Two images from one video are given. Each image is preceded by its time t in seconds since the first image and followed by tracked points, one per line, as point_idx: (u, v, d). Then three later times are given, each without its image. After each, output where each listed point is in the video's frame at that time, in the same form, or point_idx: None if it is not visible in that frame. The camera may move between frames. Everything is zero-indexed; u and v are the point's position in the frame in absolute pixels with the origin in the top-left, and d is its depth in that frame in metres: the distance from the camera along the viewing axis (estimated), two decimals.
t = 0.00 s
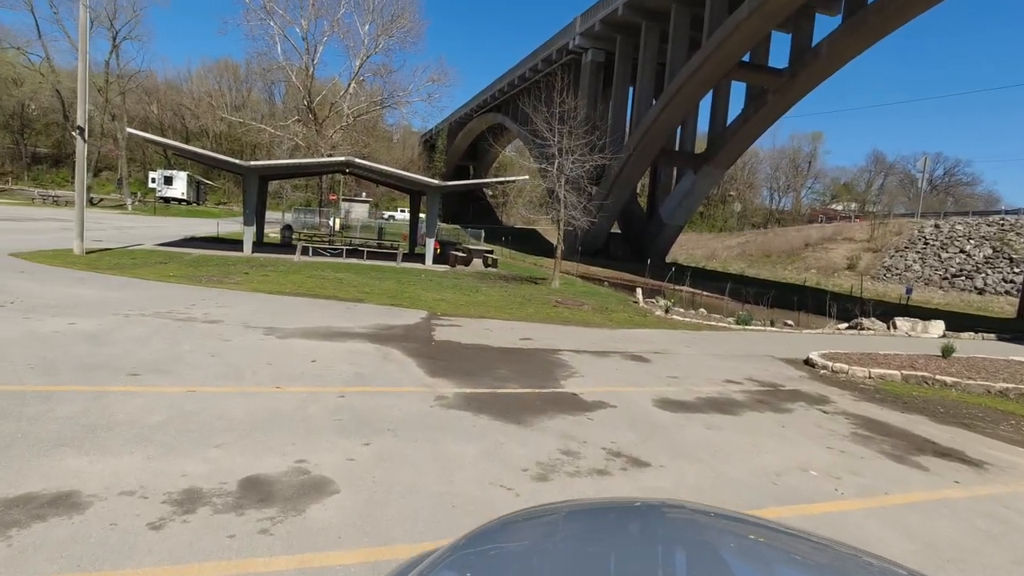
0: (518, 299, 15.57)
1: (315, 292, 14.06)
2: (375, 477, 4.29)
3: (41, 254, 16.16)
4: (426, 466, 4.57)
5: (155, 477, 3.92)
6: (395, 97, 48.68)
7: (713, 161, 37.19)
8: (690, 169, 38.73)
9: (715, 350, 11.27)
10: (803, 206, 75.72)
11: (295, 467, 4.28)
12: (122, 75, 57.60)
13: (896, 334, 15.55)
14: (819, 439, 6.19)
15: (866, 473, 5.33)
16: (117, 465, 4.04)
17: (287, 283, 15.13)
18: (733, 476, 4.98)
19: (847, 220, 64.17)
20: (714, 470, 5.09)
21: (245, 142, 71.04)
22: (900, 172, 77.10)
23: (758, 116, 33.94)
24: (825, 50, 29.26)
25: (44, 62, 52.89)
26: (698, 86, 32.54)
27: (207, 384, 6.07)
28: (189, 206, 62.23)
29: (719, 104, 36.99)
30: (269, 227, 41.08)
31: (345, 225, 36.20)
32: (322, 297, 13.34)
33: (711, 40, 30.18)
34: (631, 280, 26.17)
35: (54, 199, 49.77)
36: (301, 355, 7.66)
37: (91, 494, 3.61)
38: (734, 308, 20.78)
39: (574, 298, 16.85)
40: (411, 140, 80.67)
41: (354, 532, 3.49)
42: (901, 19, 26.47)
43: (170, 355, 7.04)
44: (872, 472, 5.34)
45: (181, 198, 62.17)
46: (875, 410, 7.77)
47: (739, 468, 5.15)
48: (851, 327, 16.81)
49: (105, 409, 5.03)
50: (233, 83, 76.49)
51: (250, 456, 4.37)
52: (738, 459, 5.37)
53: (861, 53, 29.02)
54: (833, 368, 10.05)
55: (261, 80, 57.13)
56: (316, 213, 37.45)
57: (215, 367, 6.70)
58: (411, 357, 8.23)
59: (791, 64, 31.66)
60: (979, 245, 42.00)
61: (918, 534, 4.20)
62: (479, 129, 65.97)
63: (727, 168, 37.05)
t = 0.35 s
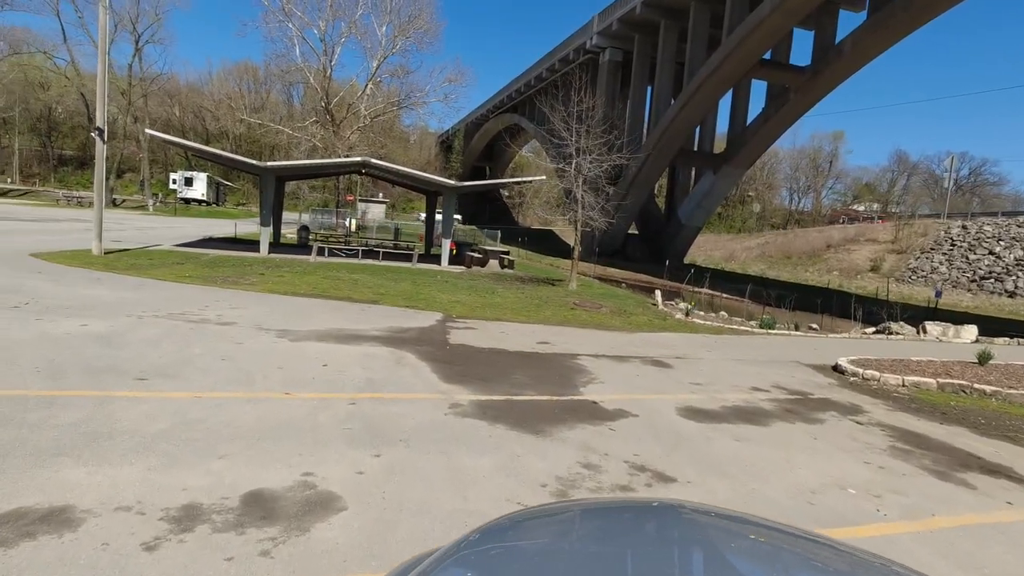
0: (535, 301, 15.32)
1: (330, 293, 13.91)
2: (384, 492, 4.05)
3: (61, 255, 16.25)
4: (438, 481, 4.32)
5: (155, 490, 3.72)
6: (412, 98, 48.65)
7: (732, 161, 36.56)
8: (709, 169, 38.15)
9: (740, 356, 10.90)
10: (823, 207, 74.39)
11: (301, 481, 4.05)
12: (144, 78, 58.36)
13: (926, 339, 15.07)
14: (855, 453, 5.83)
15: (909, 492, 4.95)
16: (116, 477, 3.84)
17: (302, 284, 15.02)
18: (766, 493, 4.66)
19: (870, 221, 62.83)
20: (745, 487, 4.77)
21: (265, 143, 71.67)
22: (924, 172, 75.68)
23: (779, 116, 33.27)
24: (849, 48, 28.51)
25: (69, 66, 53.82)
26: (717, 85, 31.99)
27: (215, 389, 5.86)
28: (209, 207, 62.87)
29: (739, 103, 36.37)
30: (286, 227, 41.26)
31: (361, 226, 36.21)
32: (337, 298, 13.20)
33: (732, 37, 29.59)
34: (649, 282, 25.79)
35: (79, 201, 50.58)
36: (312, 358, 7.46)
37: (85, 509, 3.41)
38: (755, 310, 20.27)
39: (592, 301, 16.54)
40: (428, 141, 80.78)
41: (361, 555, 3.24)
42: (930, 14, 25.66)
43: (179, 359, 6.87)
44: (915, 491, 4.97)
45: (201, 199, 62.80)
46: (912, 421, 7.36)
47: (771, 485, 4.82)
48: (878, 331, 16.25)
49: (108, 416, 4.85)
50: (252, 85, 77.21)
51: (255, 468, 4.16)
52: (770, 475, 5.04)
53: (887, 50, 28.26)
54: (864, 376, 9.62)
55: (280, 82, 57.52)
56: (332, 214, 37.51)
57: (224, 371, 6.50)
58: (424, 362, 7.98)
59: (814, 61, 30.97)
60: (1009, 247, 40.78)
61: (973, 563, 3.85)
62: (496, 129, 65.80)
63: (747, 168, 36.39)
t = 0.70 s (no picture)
0: (554, 304, 14.98)
1: (346, 295, 13.70)
2: (394, 513, 3.75)
3: (81, 255, 16.30)
4: (452, 500, 4.01)
5: (150, 509, 3.47)
6: (431, 99, 48.53)
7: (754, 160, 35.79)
8: (730, 169, 37.41)
9: (769, 362, 10.43)
10: (846, 208, 72.67)
11: (306, 500, 3.77)
12: (168, 81, 59.09)
13: (963, 345, 14.40)
14: (901, 472, 5.41)
15: (965, 517, 4.53)
16: (110, 494, 3.60)
17: (318, 285, 14.86)
18: (808, 517, 4.29)
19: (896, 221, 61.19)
20: (784, 509, 4.40)
21: (285, 145, 72.21)
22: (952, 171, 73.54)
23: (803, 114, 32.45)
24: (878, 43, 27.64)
25: (95, 70, 54.67)
26: (739, 83, 31.30)
27: (221, 396, 5.63)
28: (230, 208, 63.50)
29: (761, 101, 35.62)
30: (305, 228, 41.40)
31: (379, 227, 36.15)
32: (353, 300, 13.01)
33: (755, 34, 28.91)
34: (670, 284, 25.28)
35: (104, 203, 51.35)
36: (324, 363, 7.21)
37: (72, 531, 3.17)
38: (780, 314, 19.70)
39: (613, 304, 16.14)
40: (446, 142, 80.74)
41: None
42: (963, 7, 24.71)
43: (188, 364, 6.67)
44: (972, 516, 4.54)
45: (222, 200, 63.46)
46: (959, 436, 6.87)
47: (813, 508, 4.43)
48: (911, 336, 15.61)
49: (108, 425, 4.63)
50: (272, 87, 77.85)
51: (257, 485, 3.89)
52: (810, 496, 4.65)
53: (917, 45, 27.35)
54: (902, 386, 9.10)
55: (300, 84, 57.81)
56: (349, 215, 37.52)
57: (233, 377, 6.28)
58: (439, 368, 7.68)
59: (840, 57, 30.12)
60: None
61: None
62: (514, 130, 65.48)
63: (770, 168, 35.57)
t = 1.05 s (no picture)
0: (578, 308, 14.54)
1: (365, 298, 13.45)
2: (407, 544, 3.39)
3: (105, 257, 16.35)
4: (470, 528, 3.64)
5: (138, 538, 3.17)
6: (453, 101, 48.38)
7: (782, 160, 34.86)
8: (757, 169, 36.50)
9: (807, 371, 9.85)
10: (875, 209, 70.61)
11: (310, 529, 3.44)
12: (195, 86, 59.96)
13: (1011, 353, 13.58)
14: (965, 499, 4.89)
15: None
16: (99, 520, 3.31)
17: (337, 288, 14.65)
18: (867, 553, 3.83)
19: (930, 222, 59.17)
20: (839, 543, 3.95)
21: (310, 147, 72.87)
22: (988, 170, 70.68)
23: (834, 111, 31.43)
24: (914, 37, 26.57)
25: (126, 75, 55.71)
26: (767, 81, 30.46)
27: (228, 407, 5.35)
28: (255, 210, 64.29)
29: (789, 99, 34.68)
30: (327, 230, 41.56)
31: (400, 228, 36.08)
32: (371, 303, 12.75)
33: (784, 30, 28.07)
34: (696, 287, 24.63)
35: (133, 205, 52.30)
36: (338, 371, 6.90)
37: (53, 564, 2.88)
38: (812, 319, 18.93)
39: (638, 307, 15.64)
40: (468, 143, 80.65)
41: None
42: None
43: (198, 371, 6.41)
44: None
45: (247, 202, 64.29)
46: None
47: (869, 541, 3.98)
48: (954, 344, 14.77)
49: (107, 439, 4.36)
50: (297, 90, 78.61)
51: (257, 510, 3.57)
52: (865, 527, 4.20)
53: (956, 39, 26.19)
54: (953, 399, 8.47)
55: (324, 87, 58.21)
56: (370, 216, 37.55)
57: (243, 386, 6.00)
58: (458, 376, 7.31)
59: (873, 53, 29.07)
60: None
61: None
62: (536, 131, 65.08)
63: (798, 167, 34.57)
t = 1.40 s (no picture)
0: (609, 312, 13.97)
1: (390, 301, 13.11)
2: None
3: (134, 259, 16.38)
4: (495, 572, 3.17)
5: None
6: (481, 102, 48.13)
7: (820, 158, 33.61)
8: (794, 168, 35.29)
9: (860, 384, 9.10)
10: (915, 209, 68.09)
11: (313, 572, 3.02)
12: (228, 90, 61.10)
13: None
14: None
15: None
16: (81, 555, 2.95)
17: (362, 291, 14.36)
18: None
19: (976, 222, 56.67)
20: None
21: (340, 149, 73.61)
22: None
23: (875, 107, 30.15)
24: (963, 28, 25.23)
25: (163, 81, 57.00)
26: (804, 76, 29.34)
27: (238, 420, 5.00)
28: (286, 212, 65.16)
29: (827, 94, 33.42)
30: (355, 231, 41.68)
31: (428, 230, 35.93)
32: (397, 306, 12.37)
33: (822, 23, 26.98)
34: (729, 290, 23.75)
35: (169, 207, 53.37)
36: (358, 381, 6.51)
37: None
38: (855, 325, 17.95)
39: (672, 312, 14.98)
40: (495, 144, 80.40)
41: None
42: None
43: (211, 380, 6.09)
44: None
45: (278, 204, 65.22)
46: None
47: None
48: (1014, 354, 13.72)
49: (104, 460, 4.02)
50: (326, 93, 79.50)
51: (257, 545, 3.19)
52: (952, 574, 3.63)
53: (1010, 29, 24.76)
54: None
55: (353, 90, 58.61)
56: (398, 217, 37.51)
57: (257, 397, 5.65)
58: (484, 388, 6.83)
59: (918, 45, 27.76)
60: None
61: None
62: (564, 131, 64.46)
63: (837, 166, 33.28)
